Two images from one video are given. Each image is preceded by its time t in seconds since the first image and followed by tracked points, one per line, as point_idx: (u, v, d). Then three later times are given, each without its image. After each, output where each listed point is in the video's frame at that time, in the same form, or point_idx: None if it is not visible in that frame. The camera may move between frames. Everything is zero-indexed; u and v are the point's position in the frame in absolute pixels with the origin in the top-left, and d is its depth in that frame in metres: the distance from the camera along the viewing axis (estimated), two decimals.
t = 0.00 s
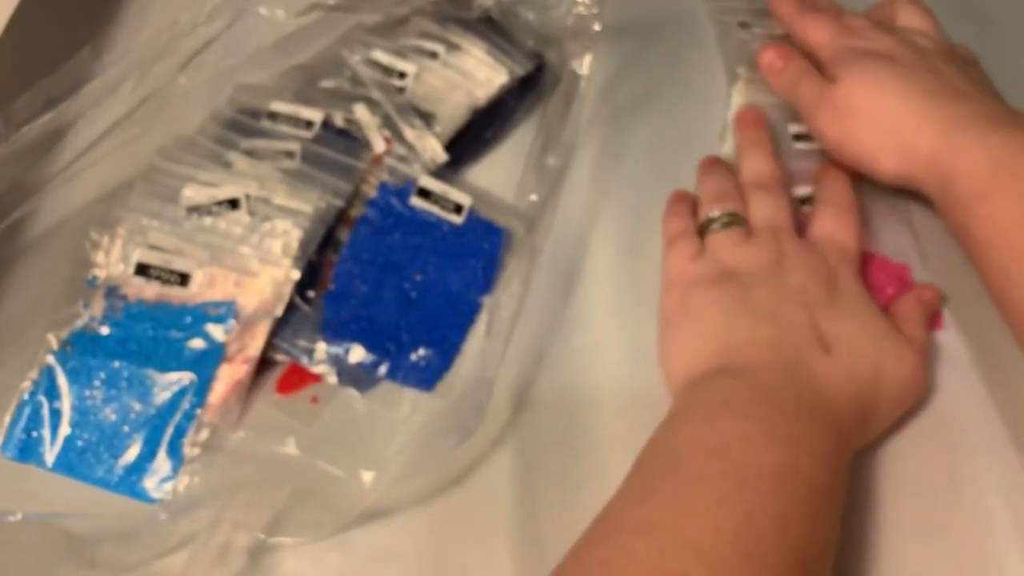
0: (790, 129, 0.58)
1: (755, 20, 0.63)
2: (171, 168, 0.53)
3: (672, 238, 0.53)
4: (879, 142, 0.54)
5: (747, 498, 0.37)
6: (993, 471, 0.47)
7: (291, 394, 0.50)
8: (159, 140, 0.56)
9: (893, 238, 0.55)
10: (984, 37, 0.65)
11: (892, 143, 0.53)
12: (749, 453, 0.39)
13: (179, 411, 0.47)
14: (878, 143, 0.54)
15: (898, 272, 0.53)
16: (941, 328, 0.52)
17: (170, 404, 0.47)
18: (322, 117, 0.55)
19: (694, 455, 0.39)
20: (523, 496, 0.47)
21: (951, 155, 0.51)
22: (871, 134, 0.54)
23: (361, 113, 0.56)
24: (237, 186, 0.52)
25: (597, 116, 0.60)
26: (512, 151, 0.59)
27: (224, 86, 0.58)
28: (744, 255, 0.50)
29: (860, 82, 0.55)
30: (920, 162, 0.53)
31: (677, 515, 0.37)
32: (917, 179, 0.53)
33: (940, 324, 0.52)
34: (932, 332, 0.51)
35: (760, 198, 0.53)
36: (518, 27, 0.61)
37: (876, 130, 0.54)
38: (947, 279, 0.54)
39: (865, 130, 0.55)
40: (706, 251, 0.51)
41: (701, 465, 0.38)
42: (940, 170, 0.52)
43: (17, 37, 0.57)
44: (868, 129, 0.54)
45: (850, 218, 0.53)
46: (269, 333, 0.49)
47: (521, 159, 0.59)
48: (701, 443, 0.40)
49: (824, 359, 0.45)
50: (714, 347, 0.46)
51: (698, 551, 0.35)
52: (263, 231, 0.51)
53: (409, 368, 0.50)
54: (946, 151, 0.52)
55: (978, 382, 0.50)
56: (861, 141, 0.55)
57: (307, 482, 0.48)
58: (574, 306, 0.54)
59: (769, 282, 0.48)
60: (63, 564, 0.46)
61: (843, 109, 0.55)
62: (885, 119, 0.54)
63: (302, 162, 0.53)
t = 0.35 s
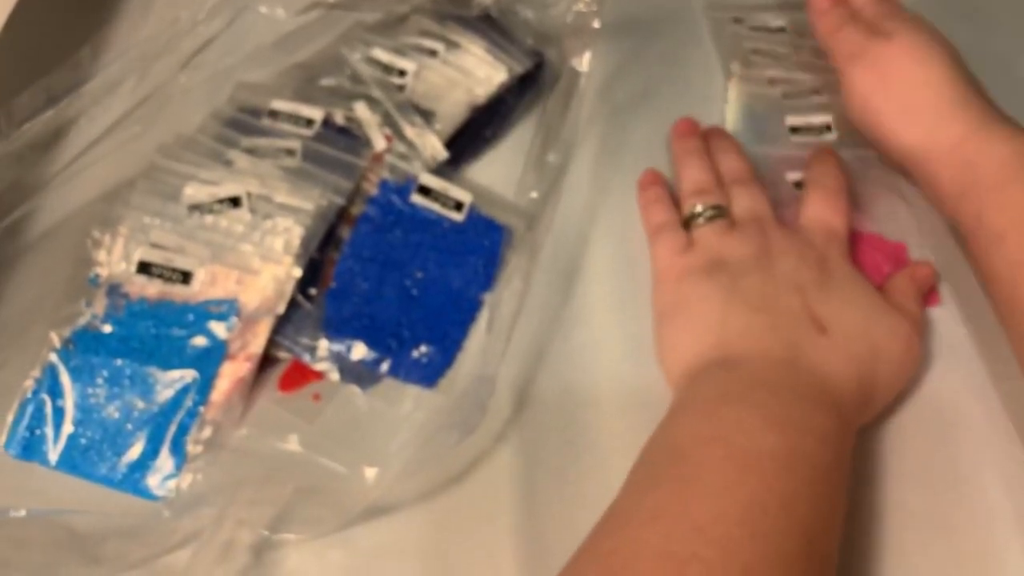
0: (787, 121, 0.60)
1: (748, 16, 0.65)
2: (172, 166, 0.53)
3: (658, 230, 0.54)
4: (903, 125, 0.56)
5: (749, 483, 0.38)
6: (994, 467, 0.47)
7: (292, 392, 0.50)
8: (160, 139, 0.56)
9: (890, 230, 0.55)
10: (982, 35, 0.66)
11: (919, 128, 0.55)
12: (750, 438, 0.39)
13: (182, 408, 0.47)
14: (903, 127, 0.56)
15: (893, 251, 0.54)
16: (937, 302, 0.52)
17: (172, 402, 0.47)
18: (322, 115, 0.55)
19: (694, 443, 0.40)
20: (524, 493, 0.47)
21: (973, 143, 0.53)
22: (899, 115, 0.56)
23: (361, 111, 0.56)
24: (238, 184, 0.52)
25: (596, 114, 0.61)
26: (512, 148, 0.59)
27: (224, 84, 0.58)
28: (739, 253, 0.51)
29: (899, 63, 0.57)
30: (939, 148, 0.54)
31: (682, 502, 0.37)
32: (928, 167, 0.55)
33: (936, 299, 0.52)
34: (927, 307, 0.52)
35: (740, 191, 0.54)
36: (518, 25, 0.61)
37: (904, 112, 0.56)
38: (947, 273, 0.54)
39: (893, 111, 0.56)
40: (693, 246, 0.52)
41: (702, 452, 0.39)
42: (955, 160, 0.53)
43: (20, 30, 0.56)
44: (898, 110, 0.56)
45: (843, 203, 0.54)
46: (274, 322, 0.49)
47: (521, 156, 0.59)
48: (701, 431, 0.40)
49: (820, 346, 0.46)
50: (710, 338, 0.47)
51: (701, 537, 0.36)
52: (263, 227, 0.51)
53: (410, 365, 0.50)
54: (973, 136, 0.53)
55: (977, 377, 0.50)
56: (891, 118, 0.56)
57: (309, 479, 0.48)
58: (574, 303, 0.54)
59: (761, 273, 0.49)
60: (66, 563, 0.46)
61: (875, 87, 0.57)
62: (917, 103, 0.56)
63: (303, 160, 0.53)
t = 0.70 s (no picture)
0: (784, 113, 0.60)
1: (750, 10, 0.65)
2: (172, 167, 0.53)
3: (665, 228, 0.54)
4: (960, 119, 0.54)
5: (776, 460, 0.38)
6: (995, 465, 0.47)
7: (292, 393, 0.50)
8: (160, 139, 0.56)
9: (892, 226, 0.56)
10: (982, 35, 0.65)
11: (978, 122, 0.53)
12: (772, 420, 0.40)
13: (182, 409, 0.47)
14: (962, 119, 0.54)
15: (887, 227, 0.55)
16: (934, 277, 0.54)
17: (172, 402, 0.47)
18: (322, 116, 0.55)
19: (716, 427, 0.40)
20: (526, 494, 0.47)
21: None
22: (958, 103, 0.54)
23: (361, 112, 0.56)
24: (238, 185, 0.52)
25: (597, 115, 0.61)
26: (512, 148, 0.59)
27: (224, 85, 0.58)
28: (749, 246, 0.51)
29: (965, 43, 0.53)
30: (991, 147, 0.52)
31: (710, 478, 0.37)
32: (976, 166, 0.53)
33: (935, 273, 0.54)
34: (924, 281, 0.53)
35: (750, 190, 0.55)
36: (517, 26, 0.61)
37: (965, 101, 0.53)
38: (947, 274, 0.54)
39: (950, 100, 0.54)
40: (705, 239, 0.53)
41: (725, 434, 0.39)
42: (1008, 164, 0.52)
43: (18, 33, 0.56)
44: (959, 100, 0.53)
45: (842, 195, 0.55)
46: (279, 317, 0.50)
47: (521, 156, 0.59)
48: (723, 417, 0.40)
49: (839, 333, 0.47)
50: (727, 332, 0.47)
51: (732, 508, 0.35)
52: (263, 227, 0.51)
53: (410, 366, 0.50)
54: None
55: (978, 377, 0.50)
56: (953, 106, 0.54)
57: (309, 479, 0.48)
58: (574, 304, 0.54)
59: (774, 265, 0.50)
60: (67, 564, 0.46)
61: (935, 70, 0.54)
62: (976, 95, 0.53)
63: (303, 160, 0.53)
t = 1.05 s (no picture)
0: (785, 113, 0.60)
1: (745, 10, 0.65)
2: (172, 167, 0.53)
3: (658, 228, 0.54)
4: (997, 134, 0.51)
5: (767, 463, 0.38)
6: (995, 464, 0.47)
7: (292, 393, 0.50)
8: (159, 140, 0.56)
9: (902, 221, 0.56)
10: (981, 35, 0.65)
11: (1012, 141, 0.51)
12: (763, 423, 0.40)
13: (182, 409, 0.47)
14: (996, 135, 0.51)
15: (890, 224, 0.56)
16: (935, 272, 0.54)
17: (172, 403, 0.47)
18: (322, 116, 0.55)
19: (707, 432, 0.40)
20: (525, 495, 0.47)
21: None
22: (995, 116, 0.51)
23: (361, 112, 0.56)
24: (238, 185, 0.52)
25: (597, 115, 0.60)
26: (512, 149, 0.59)
27: (224, 85, 0.58)
28: (741, 246, 0.51)
29: (1021, 59, 0.49)
30: None
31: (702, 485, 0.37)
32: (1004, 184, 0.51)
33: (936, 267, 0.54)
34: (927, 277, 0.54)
35: (744, 186, 0.55)
36: (518, 25, 0.61)
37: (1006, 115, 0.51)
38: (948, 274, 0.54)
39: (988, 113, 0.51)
40: (694, 240, 0.53)
41: (716, 438, 0.39)
42: None
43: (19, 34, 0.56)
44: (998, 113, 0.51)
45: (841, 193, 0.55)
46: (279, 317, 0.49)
47: (521, 157, 0.59)
48: (711, 421, 0.40)
49: (824, 330, 0.47)
50: (718, 334, 0.47)
51: (724, 513, 0.35)
52: (263, 228, 0.51)
53: (410, 366, 0.50)
54: None
55: (976, 376, 0.50)
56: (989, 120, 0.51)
57: (309, 479, 0.48)
58: (574, 304, 0.54)
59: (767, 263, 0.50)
60: (68, 564, 0.46)
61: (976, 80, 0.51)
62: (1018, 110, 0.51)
63: (303, 161, 0.53)
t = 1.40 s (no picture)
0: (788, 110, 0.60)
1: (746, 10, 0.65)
2: (172, 167, 0.53)
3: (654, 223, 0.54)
4: None
5: (764, 485, 0.35)
6: (992, 465, 0.48)
7: (292, 392, 0.50)
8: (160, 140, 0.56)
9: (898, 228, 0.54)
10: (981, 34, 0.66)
11: None
12: (758, 425, 0.37)
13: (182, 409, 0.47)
14: None
15: (892, 224, 0.55)
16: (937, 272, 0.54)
17: (171, 403, 0.47)
18: (322, 116, 0.55)
19: (713, 428, 0.37)
20: (525, 495, 0.48)
21: None
22: None
23: (361, 112, 0.56)
24: (238, 185, 0.52)
25: (597, 114, 0.61)
26: (512, 148, 0.59)
27: (224, 85, 0.58)
28: (695, 244, 0.43)
29: None
30: None
31: (698, 499, 0.35)
32: None
33: (933, 266, 0.54)
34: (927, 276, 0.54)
35: (700, 172, 0.47)
36: (517, 26, 0.60)
37: None
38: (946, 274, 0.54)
39: None
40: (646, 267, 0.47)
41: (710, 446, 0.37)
42: None
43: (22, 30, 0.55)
44: None
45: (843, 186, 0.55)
46: (281, 317, 0.50)
47: (521, 157, 0.59)
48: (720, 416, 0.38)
49: (797, 305, 0.40)
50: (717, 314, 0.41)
51: (726, 546, 0.33)
52: (264, 226, 0.51)
53: (410, 365, 0.50)
54: None
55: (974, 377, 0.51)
56: None
57: (309, 479, 0.48)
58: (574, 303, 0.54)
59: (744, 227, 0.42)
60: (70, 560, 0.46)
61: None
62: None
63: (303, 160, 0.53)
